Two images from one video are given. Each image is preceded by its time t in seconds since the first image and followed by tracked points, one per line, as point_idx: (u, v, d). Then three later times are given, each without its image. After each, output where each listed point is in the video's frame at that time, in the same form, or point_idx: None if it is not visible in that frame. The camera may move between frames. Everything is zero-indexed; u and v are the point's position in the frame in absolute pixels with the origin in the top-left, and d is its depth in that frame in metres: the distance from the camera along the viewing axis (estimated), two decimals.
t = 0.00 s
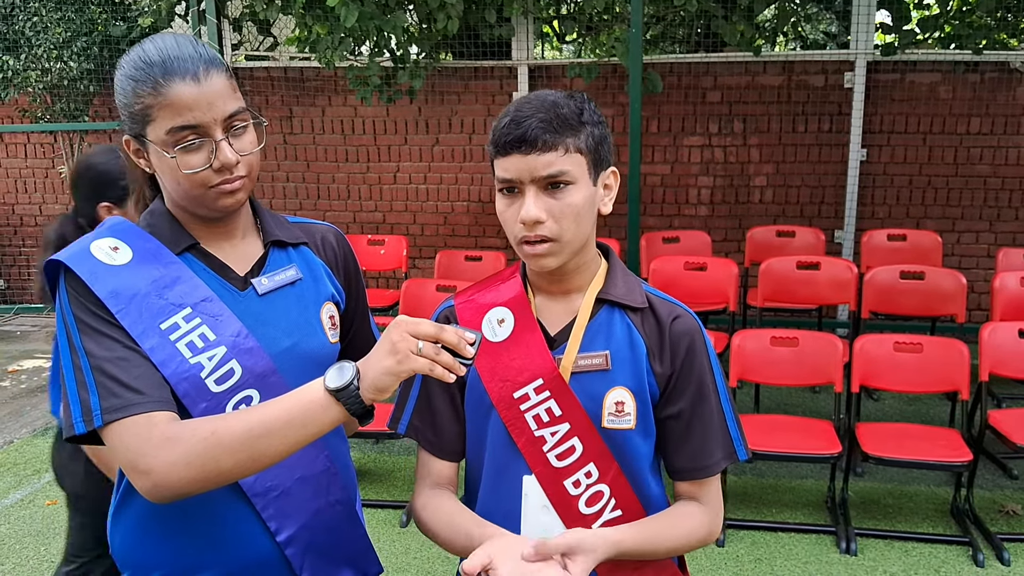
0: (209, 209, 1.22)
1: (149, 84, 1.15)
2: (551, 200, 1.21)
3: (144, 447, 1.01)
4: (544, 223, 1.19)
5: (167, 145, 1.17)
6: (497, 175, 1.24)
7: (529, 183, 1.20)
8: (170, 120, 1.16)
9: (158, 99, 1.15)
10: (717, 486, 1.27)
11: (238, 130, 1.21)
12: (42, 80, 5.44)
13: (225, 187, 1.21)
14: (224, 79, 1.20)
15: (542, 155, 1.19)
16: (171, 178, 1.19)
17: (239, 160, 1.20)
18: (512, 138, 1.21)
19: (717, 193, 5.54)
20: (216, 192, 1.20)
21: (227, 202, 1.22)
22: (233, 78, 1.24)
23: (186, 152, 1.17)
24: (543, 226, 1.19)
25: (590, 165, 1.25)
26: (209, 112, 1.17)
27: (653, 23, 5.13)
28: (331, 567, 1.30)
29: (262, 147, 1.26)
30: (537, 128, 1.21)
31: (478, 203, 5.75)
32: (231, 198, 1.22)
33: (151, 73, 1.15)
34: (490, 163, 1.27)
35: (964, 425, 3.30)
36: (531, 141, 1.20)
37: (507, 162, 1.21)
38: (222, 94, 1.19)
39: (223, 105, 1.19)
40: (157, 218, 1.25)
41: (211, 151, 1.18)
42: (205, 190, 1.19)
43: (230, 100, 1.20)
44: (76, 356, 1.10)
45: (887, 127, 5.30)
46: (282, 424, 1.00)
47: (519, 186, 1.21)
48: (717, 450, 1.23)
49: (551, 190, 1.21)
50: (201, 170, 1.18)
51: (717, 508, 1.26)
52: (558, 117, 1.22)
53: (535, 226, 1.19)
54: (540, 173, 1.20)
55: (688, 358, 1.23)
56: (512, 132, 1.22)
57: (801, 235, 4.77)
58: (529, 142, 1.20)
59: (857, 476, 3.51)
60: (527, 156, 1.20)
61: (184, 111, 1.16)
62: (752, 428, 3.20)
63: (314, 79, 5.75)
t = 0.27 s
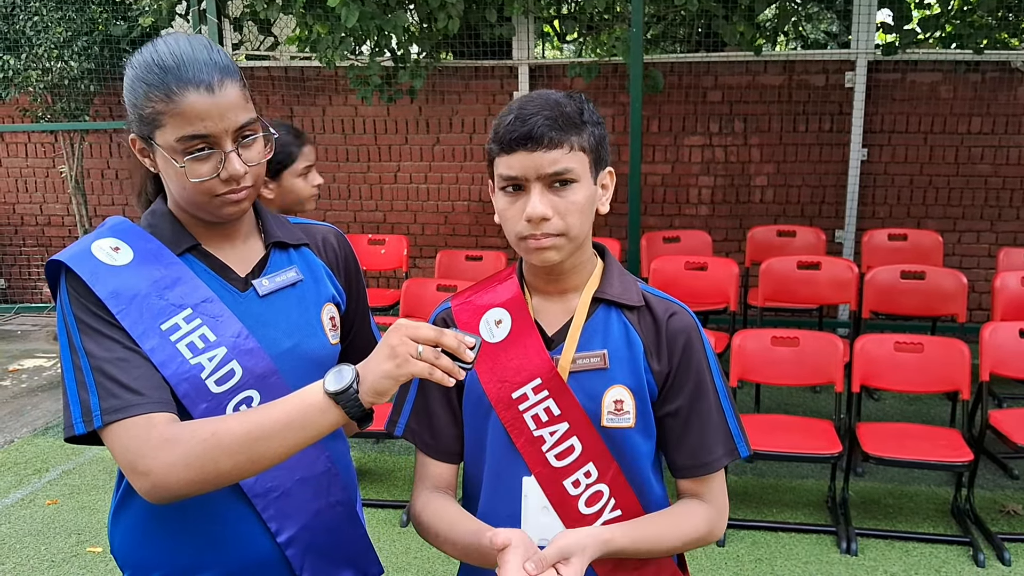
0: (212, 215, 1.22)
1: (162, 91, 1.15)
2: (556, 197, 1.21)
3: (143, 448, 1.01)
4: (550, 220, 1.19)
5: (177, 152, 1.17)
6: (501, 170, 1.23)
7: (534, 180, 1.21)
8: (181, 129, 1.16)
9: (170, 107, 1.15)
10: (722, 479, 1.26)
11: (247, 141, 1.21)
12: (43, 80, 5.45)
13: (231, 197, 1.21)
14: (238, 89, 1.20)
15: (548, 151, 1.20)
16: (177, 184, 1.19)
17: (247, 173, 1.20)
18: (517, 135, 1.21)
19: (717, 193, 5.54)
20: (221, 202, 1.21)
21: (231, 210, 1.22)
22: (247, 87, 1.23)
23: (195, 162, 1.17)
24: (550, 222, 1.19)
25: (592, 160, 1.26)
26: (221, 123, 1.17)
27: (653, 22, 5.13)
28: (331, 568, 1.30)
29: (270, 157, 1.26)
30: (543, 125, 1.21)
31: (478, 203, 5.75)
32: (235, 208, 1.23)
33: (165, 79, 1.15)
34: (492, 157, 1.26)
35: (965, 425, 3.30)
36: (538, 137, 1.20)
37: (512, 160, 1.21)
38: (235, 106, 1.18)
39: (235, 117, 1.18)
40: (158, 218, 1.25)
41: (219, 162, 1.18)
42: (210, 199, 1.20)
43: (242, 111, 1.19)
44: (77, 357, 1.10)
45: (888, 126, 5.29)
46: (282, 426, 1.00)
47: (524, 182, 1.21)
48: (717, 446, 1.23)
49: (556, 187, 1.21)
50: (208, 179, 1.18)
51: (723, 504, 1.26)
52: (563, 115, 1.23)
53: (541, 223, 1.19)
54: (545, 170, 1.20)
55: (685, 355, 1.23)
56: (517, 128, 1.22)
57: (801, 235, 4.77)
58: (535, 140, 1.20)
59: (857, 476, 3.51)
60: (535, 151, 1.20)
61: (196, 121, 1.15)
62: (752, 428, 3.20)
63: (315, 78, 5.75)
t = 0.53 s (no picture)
0: (215, 213, 1.22)
1: (166, 87, 1.15)
2: (563, 189, 1.21)
3: (146, 448, 1.01)
4: (558, 211, 1.19)
5: (181, 148, 1.17)
6: (506, 163, 1.23)
7: (542, 172, 1.21)
8: (186, 125, 1.16)
9: (174, 103, 1.15)
10: (714, 483, 1.26)
11: (251, 137, 1.21)
12: (43, 79, 5.45)
13: (234, 194, 1.21)
14: (241, 86, 1.20)
15: (556, 144, 1.20)
16: (180, 181, 1.19)
17: (251, 168, 1.20)
18: (525, 127, 1.22)
19: (718, 192, 5.53)
20: (224, 198, 1.20)
21: (234, 207, 1.22)
22: (251, 85, 1.24)
23: (199, 157, 1.17)
24: (557, 215, 1.19)
25: (596, 157, 1.27)
26: (225, 119, 1.17)
27: (654, 22, 5.11)
28: (332, 569, 1.29)
29: (273, 155, 1.26)
30: (551, 117, 1.22)
31: (478, 202, 5.75)
32: (238, 204, 1.22)
33: (168, 75, 1.15)
34: (496, 151, 1.26)
35: (966, 424, 3.30)
36: (546, 129, 1.21)
37: (520, 152, 1.21)
38: (239, 102, 1.18)
39: (239, 113, 1.18)
40: (160, 218, 1.25)
41: (223, 157, 1.18)
42: (213, 195, 1.19)
43: (246, 108, 1.20)
44: (80, 357, 1.10)
45: (889, 126, 5.29)
46: (285, 426, 1.00)
47: (531, 174, 1.21)
48: (714, 447, 1.23)
49: (563, 178, 1.22)
50: (211, 175, 1.18)
51: (714, 503, 1.26)
52: (570, 109, 1.24)
53: (549, 215, 1.19)
54: (553, 162, 1.21)
55: (683, 355, 1.23)
56: (525, 120, 1.22)
57: (802, 235, 4.76)
58: (543, 132, 1.21)
59: (859, 476, 3.51)
60: (543, 143, 1.20)
61: (200, 116, 1.16)
62: (753, 428, 3.19)
63: (315, 78, 5.75)
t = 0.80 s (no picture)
0: (215, 208, 1.21)
1: (162, 80, 1.15)
2: (562, 184, 1.21)
3: (149, 448, 1.01)
4: (557, 207, 1.18)
5: (178, 142, 1.17)
6: (505, 160, 1.23)
7: (541, 167, 1.20)
8: (183, 117, 1.16)
9: (171, 96, 1.15)
10: (718, 480, 1.26)
11: (249, 130, 1.21)
12: (44, 78, 5.46)
13: (234, 186, 1.20)
14: (237, 79, 1.21)
15: (555, 138, 1.21)
16: (179, 176, 1.19)
17: (249, 160, 1.20)
18: (523, 123, 1.22)
19: (719, 191, 5.53)
20: (224, 192, 1.20)
21: (234, 201, 1.21)
22: (246, 79, 1.24)
23: (197, 150, 1.17)
24: (556, 210, 1.18)
25: (595, 155, 1.27)
26: (223, 111, 1.17)
27: (655, 21, 5.10)
28: (334, 570, 1.29)
29: (271, 148, 1.26)
30: (549, 114, 1.22)
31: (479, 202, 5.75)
32: (238, 198, 1.21)
33: (164, 69, 1.15)
34: (495, 148, 1.26)
35: (967, 424, 3.29)
36: (544, 125, 1.21)
37: (518, 147, 1.21)
38: (235, 94, 1.19)
39: (236, 105, 1.19)
40: (160, 218, 1.25)
41: (221, 150, 1.17)
42: (213, 188, 1.19)
43: (243, 99, 1.20)
44: (81, 357, 1.10)
45: (890, 125, 5.28)
46: (288, 424, 1.00)
47: (529, 170, 1.21)
48: (715, 446, 1.23)
49: (561, 174, 1.22)
50: (210, 168, 1.17)
51: (722, 502, 1.25)
52: (568, 106, 1.24)
53: (548, 210, 1.18)
54: (552, 157, 1.21)
55: (682, 356, 1.23)
56: (523, 117, 1.23)
57: (802, 234, 4.76)
58: (541, 127, 1.21)
59: (859, 476, 3.51)
60: (541, 138, 1.21)
61: (197, 109, 1.16)
62: (754, 427, 3.19)
63: (316, 77, 5.75)
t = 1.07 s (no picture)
0: (214, 205, 1.21)
1: (154, 77, 1.16)
2: (560, 183, 1.21)
3: (151, 449, 1.01)
4: (555, 204, 1.19)
5: (173, 139, 1.17)
6: (502, 159, 1.23)
7: (540, 165, 1.21)
8: (176, 114, 1.16)
9: (164, 93, 1.16)
10: (720, 479, 1.25)
11: (242, 125, 1.21)
12: (45, 78, 5.46)
13: (231, 182, 1.20)
14: (228, 74, 1.21)
15: (553, 137, 1.21)
16: (176, 174, 1.19)
17: (245, 154, 1.19)
18: (522, 121, 1.23)
19: (719, 191, 5.53)
20: (221, 187, 1.20)
21: (232, 197, 1.21)
22: (238, 75, 1.25)
23: (191, 146, 1.17)
24: (554, 207, 1.19)
25: (593, 155, 1.27)
26: (215, 106, 1.18)
27: (656, 21, 5.10)
28: (337, 570, 1.30)
29: (267, 144, 1.26)
30: (547, 113, 1.23)
31: (480, 201, 5.75)
32: (236, 193, 1.21)
33: (155, 67, 1.16)
34: (493, 148, 1.26)
35: (968, 424, 3.29)
36: (543, 123, 1.22)
37: (517, 145, 1.21)
38: (227, 89, 1.19)
39: (228, 99, 1.19)
40: (161, 219, 1.25)
41: (216, 144, 1.18)
42: (210, 184, 1.19)
43: (234, 94, 1.21)
44: (83, 359, 1.10)
45: (891, 125, 5.28)
46: (290, 424, 1.00)
47: (529, 169, 1.21)
48: (714, 445, 1.23)
49: (560, 173, 1.22)
50: (206, 163, 1.17)
51: (724, 502, 1.24)
52: (566, 106, 1.25)
53: (546, 207, 1.18)
54: (551, 155, 1.21)
55: (680, 356, 1.23)
56: (522, 115, 1.23)
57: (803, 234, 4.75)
58: (540, 125, 1.22)
59: (860, 476, 3.51)
60: (539, 136, 1.21)
61: (190, 104, 1.16)
62: (754, 428, 3.19)
63: (317, 77, 5.75)
